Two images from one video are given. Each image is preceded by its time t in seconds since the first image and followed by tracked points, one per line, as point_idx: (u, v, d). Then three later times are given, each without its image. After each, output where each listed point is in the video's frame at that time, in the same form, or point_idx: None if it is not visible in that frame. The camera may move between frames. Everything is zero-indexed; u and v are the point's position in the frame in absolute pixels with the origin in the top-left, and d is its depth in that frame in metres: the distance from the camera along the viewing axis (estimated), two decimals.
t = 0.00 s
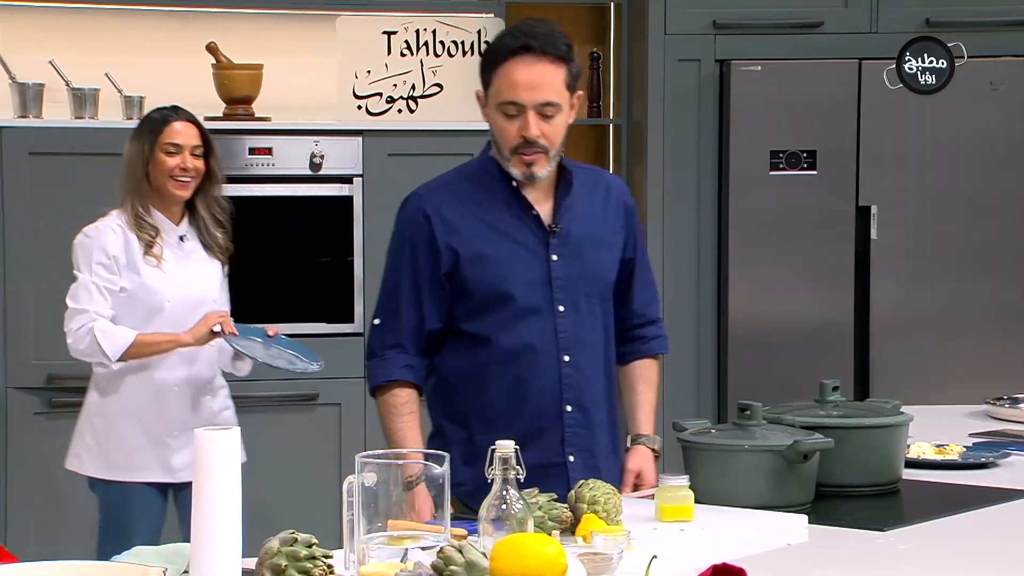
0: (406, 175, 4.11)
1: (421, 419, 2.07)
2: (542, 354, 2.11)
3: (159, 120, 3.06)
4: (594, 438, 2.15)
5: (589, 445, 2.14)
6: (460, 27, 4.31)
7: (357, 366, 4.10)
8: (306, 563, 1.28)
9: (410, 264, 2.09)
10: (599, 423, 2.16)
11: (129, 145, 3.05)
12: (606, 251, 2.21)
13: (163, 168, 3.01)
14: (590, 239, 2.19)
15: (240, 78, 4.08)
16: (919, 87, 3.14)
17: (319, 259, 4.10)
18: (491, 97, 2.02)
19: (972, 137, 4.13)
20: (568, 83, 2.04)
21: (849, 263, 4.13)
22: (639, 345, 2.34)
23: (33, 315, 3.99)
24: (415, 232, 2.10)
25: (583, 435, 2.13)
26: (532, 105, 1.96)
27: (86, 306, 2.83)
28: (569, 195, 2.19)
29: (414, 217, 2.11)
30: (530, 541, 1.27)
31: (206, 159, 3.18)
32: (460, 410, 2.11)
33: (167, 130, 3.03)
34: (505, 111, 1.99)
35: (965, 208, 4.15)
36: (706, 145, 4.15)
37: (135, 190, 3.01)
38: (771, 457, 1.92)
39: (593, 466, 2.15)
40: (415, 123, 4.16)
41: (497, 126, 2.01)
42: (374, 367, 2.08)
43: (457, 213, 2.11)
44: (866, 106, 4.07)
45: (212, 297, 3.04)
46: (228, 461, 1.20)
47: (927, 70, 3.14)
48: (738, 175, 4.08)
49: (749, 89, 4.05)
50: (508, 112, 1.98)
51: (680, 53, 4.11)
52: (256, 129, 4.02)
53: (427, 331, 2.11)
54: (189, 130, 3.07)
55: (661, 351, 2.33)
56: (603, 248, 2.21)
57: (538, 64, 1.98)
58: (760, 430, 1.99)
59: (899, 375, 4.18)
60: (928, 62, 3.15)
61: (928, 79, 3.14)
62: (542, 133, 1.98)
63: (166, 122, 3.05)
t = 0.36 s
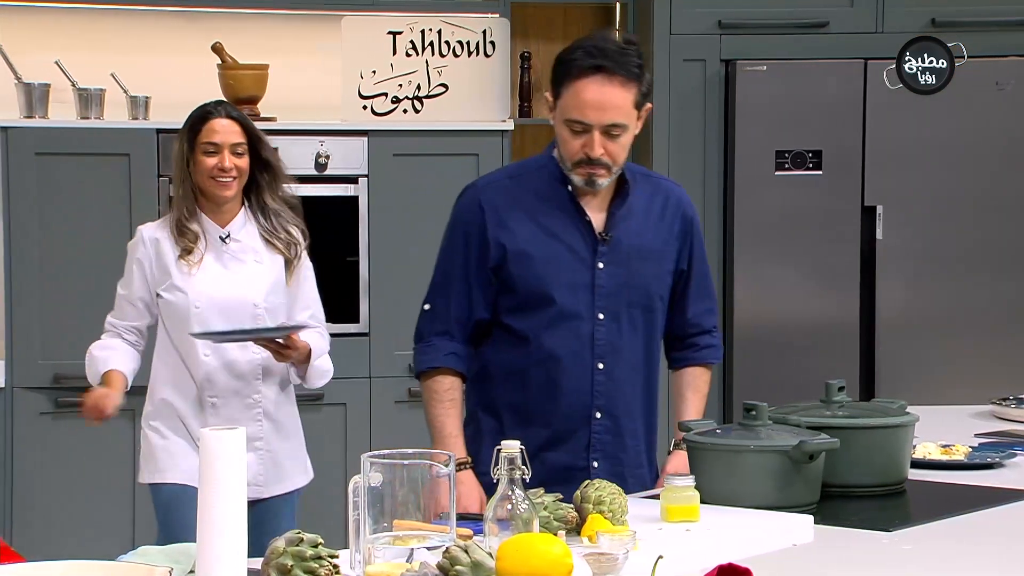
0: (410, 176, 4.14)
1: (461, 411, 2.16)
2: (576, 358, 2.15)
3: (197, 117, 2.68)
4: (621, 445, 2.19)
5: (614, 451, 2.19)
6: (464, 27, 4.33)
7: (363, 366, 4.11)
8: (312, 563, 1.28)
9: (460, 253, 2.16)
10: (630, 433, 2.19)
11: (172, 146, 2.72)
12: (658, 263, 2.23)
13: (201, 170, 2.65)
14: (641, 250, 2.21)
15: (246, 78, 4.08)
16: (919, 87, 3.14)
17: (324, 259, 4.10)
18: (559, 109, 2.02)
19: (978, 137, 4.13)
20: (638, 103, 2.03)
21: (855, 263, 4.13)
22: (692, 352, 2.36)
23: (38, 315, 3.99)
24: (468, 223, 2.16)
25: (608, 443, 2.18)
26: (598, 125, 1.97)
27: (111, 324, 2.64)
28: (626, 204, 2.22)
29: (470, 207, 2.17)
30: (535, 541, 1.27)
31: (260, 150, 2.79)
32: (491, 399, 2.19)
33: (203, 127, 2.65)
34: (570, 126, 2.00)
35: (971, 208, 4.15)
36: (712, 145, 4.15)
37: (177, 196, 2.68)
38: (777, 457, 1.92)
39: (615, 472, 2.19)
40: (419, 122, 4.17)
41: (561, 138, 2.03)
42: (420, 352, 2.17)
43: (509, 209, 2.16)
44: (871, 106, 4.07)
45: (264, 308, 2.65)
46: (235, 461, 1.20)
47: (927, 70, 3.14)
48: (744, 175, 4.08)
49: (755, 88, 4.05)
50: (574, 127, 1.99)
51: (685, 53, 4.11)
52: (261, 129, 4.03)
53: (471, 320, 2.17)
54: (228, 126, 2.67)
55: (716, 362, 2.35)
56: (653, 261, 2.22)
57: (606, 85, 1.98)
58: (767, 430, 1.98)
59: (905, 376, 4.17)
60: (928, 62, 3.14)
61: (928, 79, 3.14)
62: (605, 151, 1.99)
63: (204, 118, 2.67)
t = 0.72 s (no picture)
0: (411, 176, 4.14)
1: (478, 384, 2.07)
2: (591, 361, 2.15)
3: (191, 122, 2.57)
4: (632, 449, 2.18)
5: (623, 455, 2.18)
6: (464, 28, 4.34)
7: (363, 366, 4.11)
8: (312, 564, 1.28)
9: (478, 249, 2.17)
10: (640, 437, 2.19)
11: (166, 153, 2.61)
12: (676, 269, 2.24)
13: (193, 179, 2.53)
14: (659, 256, 2.22)
15: (246, 79, 4.08)
16: (919, 87, 3.14)
17: (324, 259, 4.11)
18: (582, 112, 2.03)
19: (978, 137, 4.13)
20: (662, 109, 2.04)
21: (855, 263, 4.13)
22: (706, 360, 2.35)
23: (38, 315, 3.99)
24: (487, 221, 2.17)
25: (618, 448, 2.17)
26: (620, 132, 1.98)
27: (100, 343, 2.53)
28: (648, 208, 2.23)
29: (490, 204, 2.18)
30: (535, 541, 1.26)
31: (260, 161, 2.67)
32: (502, 398, 2.18)
33: (199, 132, 2.54)
34: (593, 130, 2.01)
35: (971, 208, 4.15)
36: (712, 145, 4.15)
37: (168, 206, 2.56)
38: (777, 458, 1.92)
39: (624, 477, 2.18)
40: (419, 123, 4.17)
41: (582, 140, 2.04)
42: (430, 340, 2.12)
43: (530, 209, 2.17)
44: (871, 107, 4.08)
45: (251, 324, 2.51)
46: (236, 462, 1.20)
47: (927, 70, 3.13)
48: (743, 176, 4.08)
49: (755, 88, 4.05)
50: (596, 132, 2.00)
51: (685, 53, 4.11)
52: (261, 130, 4.04)
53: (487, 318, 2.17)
54: (224, 133, 2.56)
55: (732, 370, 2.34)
56: (671, 266, 2.23)
57: (631, 92, 1.98)
58: (766, 431, 1.98)
59: (906, 376, 4.17)
60: (928, 62, 3.14)
61: (928, 79, 3.13)
62: (627, 157, 2.01)
63: (200, 123, 2.56)
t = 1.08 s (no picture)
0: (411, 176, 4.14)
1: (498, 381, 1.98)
2: (603, 363, 2.16)
3: (212, 123, 2.43)
4: (639, 448, 2.21)
5: (634, 453, 2.21)
6: (464, 28, 4.33)
7: (363, 367, 4.11)
8: (312, 564, 1.28)
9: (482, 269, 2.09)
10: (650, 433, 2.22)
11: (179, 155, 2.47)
12: (662, 264, 2.27)
13: (214, 186, 2.41)
14: (649, 253, 2.24)
15: (246, 79, 4.08)
16: (919, 87, 3.13)
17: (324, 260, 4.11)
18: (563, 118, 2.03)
19: (978, 137, 4.13)
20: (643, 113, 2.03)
21: (855, 263, 4.13)
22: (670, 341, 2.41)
23: (39, 316, 4.00)
24: (490, 237, 2.11)
25: (629, 446, 2.20)
26: (602, 138, 1.98)
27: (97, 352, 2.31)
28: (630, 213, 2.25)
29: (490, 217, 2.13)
30: (535, 541, 1.26)
31: (276, 166, 2.58)
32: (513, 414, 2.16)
33: (221, 136, 2.41)
34: (575, 137, 2.01)
35: (971, 208, 4.15)
36: (712, 145, 4.15)
37: (183, 209, 2.43)
38: (777, 458, 1.92)
39: (636, 476, 2.21)
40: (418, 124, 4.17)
41: (565, 147, 2.04)
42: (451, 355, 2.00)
43: (529, 223, 2.13)
44: (871, 107, 4.08)
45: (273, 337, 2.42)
46: (236, 463, 1.20)
47: (927, 70, 3.13)
48: (743, 176, 4.08)
49: (755, 88, 4.05)
50: (578, 140, 2.00)
51: (685, 53, 4.11)
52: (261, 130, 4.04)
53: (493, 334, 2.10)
54: (248, 139, 2.43)
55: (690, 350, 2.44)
56: (660, 262, 2.26)
57: (613, 97, 1.97)
58: (767, 431, 1.97)
59: (906, 376, 4.17)
60: (928, 62, 3.13)
61: (928, 79, 3.12)
62: (610, 164, 2.01)
63: (222, 126, 2.43)
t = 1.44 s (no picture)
0: (411, 176, 4.14)
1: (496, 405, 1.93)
2: (603, 368, 2.16)
3: (255, 110, 2.32)
4: (631, 449, 2.24)
5: (626, 456, 2.23)
6: (465, 27, 4.33)
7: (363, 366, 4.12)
8: (312, 563, 1.28)
9: (482, 285, 2.05)
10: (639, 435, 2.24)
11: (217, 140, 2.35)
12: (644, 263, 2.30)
13: (256, 175, 2.30)
14: (633, 253, 2.25)
15: (246, 79, 4.09)
16: (919, 87, 3.13)
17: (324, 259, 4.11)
18: (559, 121, 2.01)
19: (977, 136, 4.13)
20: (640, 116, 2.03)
21: (855, 263, 4.13)
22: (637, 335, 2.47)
23: (39, 315, 4.00)
24: (487, 254, 2.06)
25: (623, 449, 2.22)
26: (602, 144, 1.98)
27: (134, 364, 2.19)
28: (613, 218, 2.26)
29: (486, 230, 2.08)
30: (535, 540, 1.26)
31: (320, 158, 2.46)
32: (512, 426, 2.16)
33: (264, 125, 2.30)
34: (572, 143, 2.00)
35: (971, 208, 4.15)
36: (712, 145, 4.16)
37: (222, 200, 2.32)
38: (778, 458, 1.92)
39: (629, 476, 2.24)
40: (418, 123, 4.17)
41: (561, 152, 2.03)
42: (442, 374, 1.97)
43: (525, 233, 2.10)
44: (871, 107, 4.08)
45: (317, 334, 2.32)
46: (236, 463, 1.20)
47: (927, 70, 3.13)
48: (743, 176, 4.08)
49: (755, 88, 4.05)
50: (576, 145, 2.00)
51: (685, 53, 4.11)
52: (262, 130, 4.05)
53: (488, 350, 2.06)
54: (293, 127, 2.33)
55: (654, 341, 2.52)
56: (641, 260, 2.28)
57: (611, 102, 1.97)
58: (767, 431, 1.97)
59: (905, 376, 4.17)
60: (928, 62, 3.13)
61: (928, 79, 3.12)
62: (607, 168, 2.02)
63: (265, 113, 2.32)
